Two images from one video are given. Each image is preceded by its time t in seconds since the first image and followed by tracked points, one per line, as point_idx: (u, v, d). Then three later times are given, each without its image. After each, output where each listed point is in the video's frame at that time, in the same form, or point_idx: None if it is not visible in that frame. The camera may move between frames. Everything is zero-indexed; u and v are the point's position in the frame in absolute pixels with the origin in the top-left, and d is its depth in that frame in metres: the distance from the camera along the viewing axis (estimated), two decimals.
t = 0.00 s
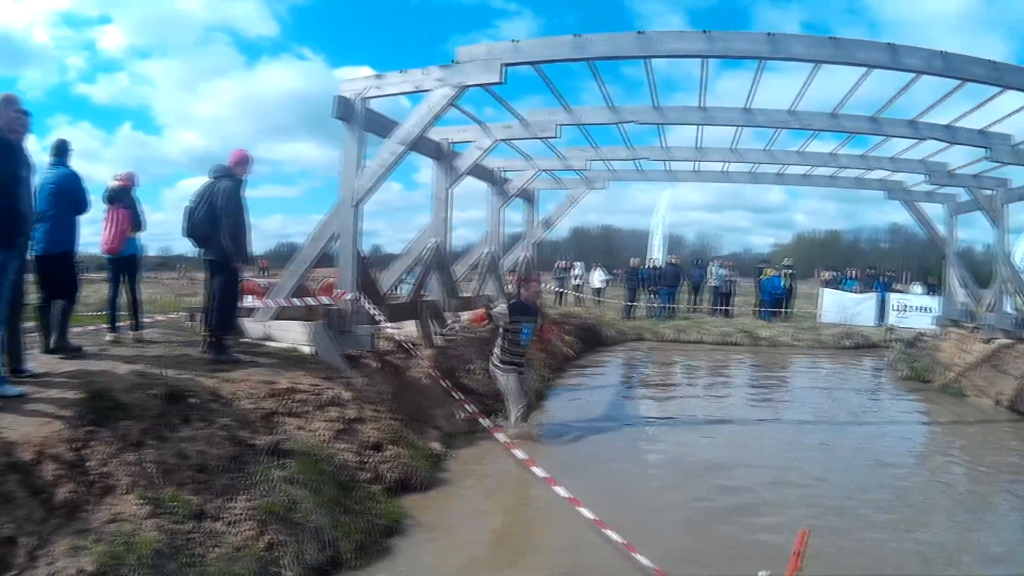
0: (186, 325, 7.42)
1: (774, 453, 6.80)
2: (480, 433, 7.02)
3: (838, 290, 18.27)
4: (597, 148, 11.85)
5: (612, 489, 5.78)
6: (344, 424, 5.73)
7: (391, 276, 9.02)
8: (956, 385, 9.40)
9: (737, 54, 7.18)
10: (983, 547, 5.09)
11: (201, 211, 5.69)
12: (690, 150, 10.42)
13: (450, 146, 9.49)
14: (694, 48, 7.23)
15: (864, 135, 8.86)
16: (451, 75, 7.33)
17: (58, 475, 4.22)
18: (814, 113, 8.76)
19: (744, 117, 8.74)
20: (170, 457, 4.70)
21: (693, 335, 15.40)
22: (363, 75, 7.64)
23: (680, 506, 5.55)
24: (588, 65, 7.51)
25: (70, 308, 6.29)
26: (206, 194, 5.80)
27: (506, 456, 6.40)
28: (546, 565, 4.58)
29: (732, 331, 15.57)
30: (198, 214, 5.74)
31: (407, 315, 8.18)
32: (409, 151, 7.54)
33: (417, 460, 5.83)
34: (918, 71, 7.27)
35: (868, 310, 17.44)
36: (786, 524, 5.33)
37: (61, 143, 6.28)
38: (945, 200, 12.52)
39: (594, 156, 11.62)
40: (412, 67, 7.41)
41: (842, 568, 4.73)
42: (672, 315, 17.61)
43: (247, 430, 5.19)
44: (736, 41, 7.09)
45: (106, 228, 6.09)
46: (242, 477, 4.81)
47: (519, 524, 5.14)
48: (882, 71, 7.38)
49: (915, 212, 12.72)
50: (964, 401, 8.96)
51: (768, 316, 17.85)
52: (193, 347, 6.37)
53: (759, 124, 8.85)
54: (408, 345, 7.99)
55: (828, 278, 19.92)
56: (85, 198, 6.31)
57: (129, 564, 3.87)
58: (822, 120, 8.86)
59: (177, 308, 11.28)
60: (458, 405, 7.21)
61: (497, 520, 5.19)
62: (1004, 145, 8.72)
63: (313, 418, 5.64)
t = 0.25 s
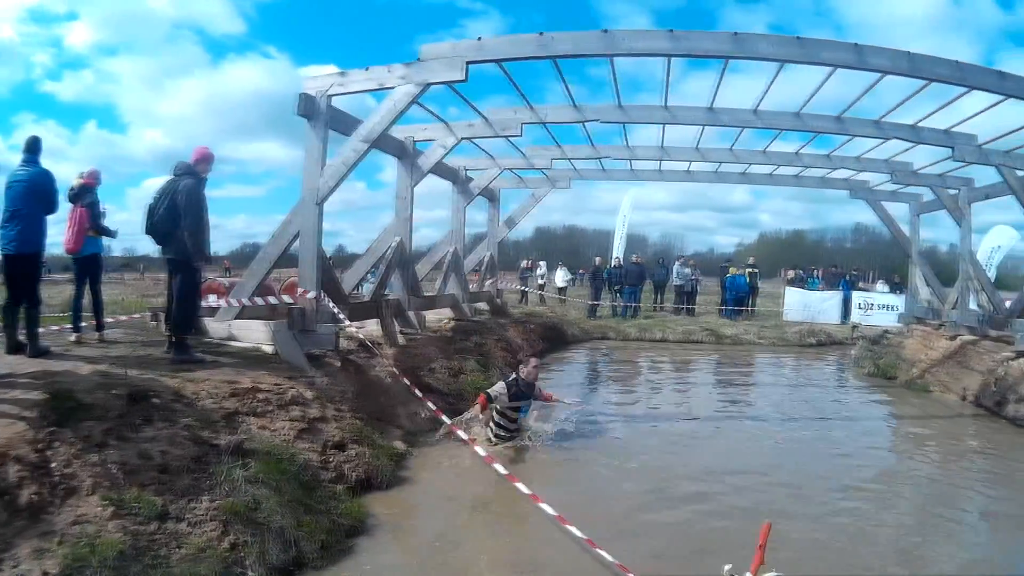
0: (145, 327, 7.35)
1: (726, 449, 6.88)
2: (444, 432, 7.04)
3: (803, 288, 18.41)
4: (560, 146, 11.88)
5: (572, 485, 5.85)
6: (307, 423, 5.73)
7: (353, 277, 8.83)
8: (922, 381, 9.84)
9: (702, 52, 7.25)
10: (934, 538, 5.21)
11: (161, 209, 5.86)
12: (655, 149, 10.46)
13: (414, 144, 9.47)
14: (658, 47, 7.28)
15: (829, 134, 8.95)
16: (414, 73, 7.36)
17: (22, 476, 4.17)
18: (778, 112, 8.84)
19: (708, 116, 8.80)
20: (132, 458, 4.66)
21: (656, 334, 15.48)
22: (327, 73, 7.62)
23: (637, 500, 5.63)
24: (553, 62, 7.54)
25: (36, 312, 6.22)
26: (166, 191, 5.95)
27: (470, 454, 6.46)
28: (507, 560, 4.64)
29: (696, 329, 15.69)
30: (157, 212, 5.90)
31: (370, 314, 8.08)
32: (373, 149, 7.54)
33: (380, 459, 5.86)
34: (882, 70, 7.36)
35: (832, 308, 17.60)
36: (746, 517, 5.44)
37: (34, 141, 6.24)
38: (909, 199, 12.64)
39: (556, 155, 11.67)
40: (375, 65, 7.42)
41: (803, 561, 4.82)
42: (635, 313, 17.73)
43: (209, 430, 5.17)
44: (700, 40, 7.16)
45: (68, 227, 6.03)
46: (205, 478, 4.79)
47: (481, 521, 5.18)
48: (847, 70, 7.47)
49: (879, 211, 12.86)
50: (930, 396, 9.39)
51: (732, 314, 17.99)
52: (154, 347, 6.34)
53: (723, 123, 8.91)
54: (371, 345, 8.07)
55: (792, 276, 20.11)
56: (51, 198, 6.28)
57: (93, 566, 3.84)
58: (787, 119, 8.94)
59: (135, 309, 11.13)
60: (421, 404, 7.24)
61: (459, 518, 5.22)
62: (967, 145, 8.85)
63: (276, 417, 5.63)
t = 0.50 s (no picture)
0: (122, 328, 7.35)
1: (697, 446, 6.94)
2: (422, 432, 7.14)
3: (782, 288, 18.51)
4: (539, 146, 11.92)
5: (549, 484, 5.88)
6: (285, 423, 5.74)
7: (331, 277, 8.81)
8: (901, 380, 10.05)
9: (679, 52, 7.31)
10: (906, 532, 5.30)
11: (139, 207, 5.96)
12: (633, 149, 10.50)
13: (392, 144, 9.46)
14: (636, 46, 7.32)
15: (808, 134, 9.02)
16: (391, 71, 7.36)
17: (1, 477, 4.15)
18: (756, 112, 8.90)
19: (685, 115, 8.85)
20: (112, 458, 4.65)
21: (636, 333, 15.52)
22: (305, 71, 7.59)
23: (613, 498, 5.68)
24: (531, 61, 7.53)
25: (17, 313, 6.10)
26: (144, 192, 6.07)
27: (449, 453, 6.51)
28: (484, 557, 4.68)
29: (676, 329, 15.73)
30: (134, 213, 6.00)
31: (347, 314, 8.06)
32: (350, 148, 7.52)
33: (359, 459, 5.89)
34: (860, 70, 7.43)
35: (812, 306, 17.70)
36: (722, 512, 5.51)
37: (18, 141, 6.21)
38: (888, 199, 12.73)
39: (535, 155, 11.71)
40: (352, 64, 7.42)
41: (779, 555, 4.89)
42: (614, 313, 17.80)
43: (188, 430, 5.17)
44: (677, 39, 7.21)
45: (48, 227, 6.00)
46: (184, 478, 4.79)
47: (460, 519, 5.22)
48: (825, 70, 7.53)
49: (857, 210, 12.95)
50: (911, 395, 9.58)
51: (711, 314, 18.02)
52: (133, 348, 6.35)
53: (700, 122, 8.96)
54: (350, 343, 8.06)
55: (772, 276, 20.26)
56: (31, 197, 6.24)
57: (73, 568, 3.85)
58: (765, 118, 9.00)
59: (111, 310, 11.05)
60: (400, 404, 7.33)
61: (437, 517, 5.26)
62: (946, 145, 8.93)
63: (255, 417, 5.64)
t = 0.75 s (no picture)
0: (110, 328, 7.34)
1: (683, 445, 6.97)
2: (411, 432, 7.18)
3: (772, 288, 18.57)
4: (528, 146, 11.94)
5: (538, 484, 5.90)
6: (275, 424, 5.74)
7: (320, 277, 8.82)
8: (891, 379, 10.08)
9: (668, 52, 7.33)
10: (893, 530, 5.33)
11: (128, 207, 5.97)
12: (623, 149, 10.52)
13: (381, 144, 9.46)
14: (625, 46, 7.33)
15: (797, 134, 9.05)
16: (380, 71, 7.36)
17: None
18: (745, 112, 8.93)
19: (674, 115, 8.87)
20: (101, 459, 4.64)
21: (625, 334, 15.55)
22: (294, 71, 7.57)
23: (602, 497, 5.70)
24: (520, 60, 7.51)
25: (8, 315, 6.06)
26: (132, 192, 6.07)
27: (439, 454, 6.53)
28: (474, 556, 4.70)
29: (665, 329, 15.76)
30: (123, 212, 6.00)
31: (336, 314, 8.07)
32: (339, 148, 7.52)
33: (349, 459, 5.91)
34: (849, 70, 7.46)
35: (802, 306, 17.75)
36: (711, 511, 5.54)
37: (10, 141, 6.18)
38: (878, 200, 12.77)
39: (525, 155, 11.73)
40: (341, 64, 7.43)
41: (768, 554, 4.92)
42: (604, 313, 17.83)
43: (178, 430, 5.17)
44: (666, 39, 7.24)
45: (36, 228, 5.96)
46: (174, 479, 4.79)
47: (450, 519, 5.24)
48: (814, 70, 7.56)
49: (846, 210, 12.99)
50: (901, 393, 9.58)
51: (700, 314, 18.04)
52: (122, 349, 6.35)
53: (689, 122, 8.98)
54: (340, 343, 8.06)
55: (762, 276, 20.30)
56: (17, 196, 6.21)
57: (63, 569, 3.85)
58: (754, 119, 9.03)
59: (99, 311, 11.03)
60: (390, 405, 7.36)
61: (426, 517, 5.27)
62: (936, 145, 8.96)
63: (244, 418, 5.64)
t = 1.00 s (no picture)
0: (102, 328, 7.34)
1: (674, 444, 6.97)
2: (404, 432, 7.19)
3: (766, 287, 18.60)
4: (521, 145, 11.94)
5: (531, 484, 5.90)
6: (267, 424, 5.74)
7: (313, 277, 8.82)
8: (885, 377, 10.10)
9: (661, 51, 7.34)
10: (885, 528, 5.35)
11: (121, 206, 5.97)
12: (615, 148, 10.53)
13: (374, 143, 9.46)
14: (618, 46, 7.34)
15: (790, 134, 9.06)
16: (373, 70, 7.36)
17: None
18: (738, 112, 8.95)
19: (667, 115, 8.88)
20: (94, 458, 4.64)
21: (618, 333, 15.56)
22: (287, 70, 7.60)
23: (594, 496, 5.71)
24: (512, 60, 7.54)
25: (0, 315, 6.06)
26: (125, 191, 6.08)
27: (433, 454, 6.53)
28: (468, 555, 4.70)
29: (658, 329, 15.77)
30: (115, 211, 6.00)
31: (328, 313, 8.07)
32: (332, 147, 7.53)
33: (342, 458, 5.91)
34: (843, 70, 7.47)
35: (795, 306, 17.78)
36: (703, 510, 5.55)
37: None
38: (871, 199, 12.80)
39: (518, 155, 11.73)
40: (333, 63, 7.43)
41: (761, 552, 4.94)
42: (597, 313, 17.85)
43: (170, 430, 5.17)
44: (658, 38, 7.25)
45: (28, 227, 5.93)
46: (166, 478, 4.79)
47: (443, 518, 5.25)
48: (807, 69, 7.57)
49: (839, 209, 13.01)
50: (894, 392, 9.59)
51: (694, 313, 18.05)
52: (115, 349, 6.36)
53: (682, 121, 9.00)
54: (332, 343, 8.05)
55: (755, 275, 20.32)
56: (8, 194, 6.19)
57: (56, 569, 3.85)
58: (747, 118, 9.04)
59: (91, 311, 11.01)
60: (383, 404, 7.36)
61: (419, 516, 5.28)
62: (929, 144, 8.98)
63: (236, 417, 5.64)
